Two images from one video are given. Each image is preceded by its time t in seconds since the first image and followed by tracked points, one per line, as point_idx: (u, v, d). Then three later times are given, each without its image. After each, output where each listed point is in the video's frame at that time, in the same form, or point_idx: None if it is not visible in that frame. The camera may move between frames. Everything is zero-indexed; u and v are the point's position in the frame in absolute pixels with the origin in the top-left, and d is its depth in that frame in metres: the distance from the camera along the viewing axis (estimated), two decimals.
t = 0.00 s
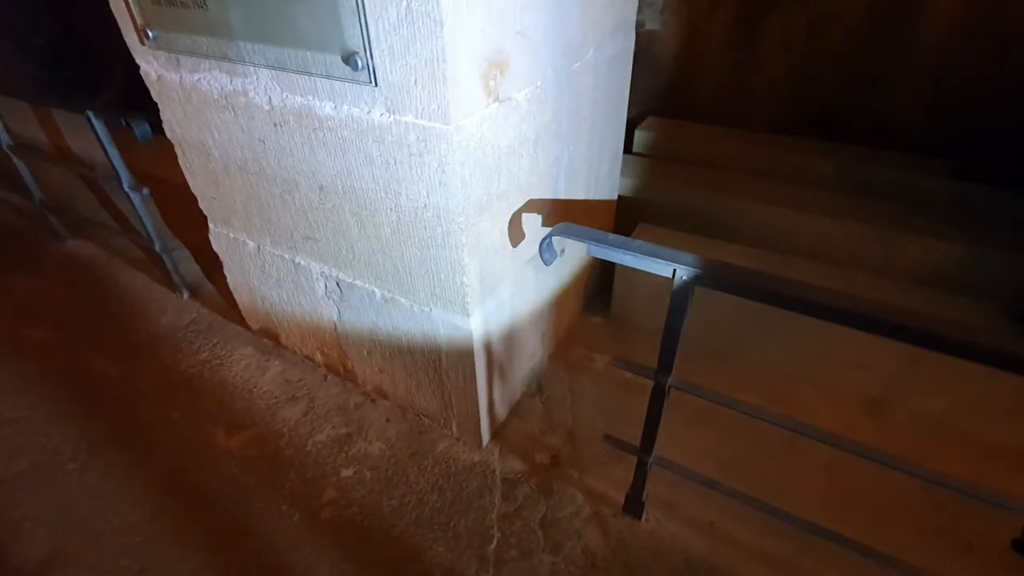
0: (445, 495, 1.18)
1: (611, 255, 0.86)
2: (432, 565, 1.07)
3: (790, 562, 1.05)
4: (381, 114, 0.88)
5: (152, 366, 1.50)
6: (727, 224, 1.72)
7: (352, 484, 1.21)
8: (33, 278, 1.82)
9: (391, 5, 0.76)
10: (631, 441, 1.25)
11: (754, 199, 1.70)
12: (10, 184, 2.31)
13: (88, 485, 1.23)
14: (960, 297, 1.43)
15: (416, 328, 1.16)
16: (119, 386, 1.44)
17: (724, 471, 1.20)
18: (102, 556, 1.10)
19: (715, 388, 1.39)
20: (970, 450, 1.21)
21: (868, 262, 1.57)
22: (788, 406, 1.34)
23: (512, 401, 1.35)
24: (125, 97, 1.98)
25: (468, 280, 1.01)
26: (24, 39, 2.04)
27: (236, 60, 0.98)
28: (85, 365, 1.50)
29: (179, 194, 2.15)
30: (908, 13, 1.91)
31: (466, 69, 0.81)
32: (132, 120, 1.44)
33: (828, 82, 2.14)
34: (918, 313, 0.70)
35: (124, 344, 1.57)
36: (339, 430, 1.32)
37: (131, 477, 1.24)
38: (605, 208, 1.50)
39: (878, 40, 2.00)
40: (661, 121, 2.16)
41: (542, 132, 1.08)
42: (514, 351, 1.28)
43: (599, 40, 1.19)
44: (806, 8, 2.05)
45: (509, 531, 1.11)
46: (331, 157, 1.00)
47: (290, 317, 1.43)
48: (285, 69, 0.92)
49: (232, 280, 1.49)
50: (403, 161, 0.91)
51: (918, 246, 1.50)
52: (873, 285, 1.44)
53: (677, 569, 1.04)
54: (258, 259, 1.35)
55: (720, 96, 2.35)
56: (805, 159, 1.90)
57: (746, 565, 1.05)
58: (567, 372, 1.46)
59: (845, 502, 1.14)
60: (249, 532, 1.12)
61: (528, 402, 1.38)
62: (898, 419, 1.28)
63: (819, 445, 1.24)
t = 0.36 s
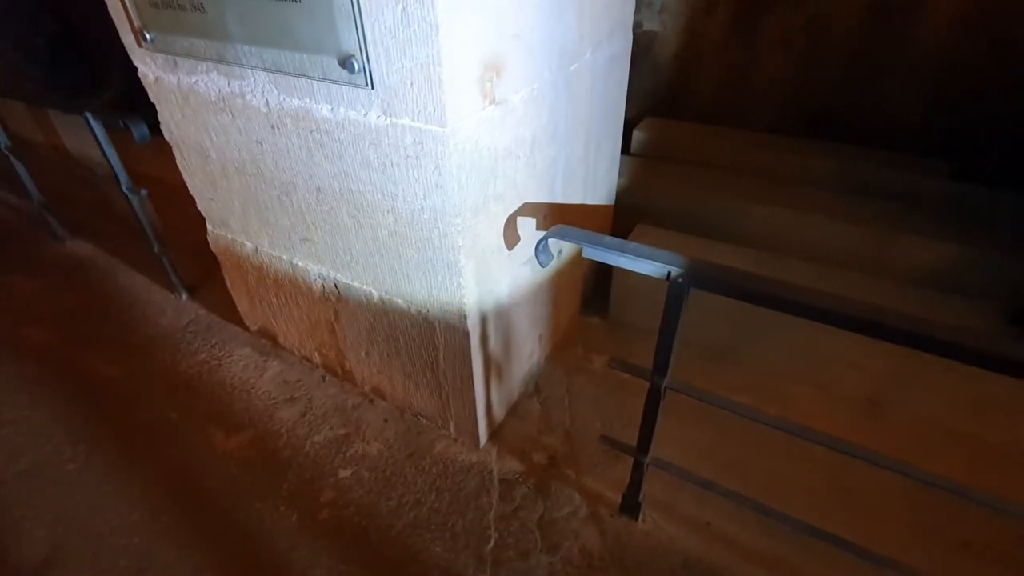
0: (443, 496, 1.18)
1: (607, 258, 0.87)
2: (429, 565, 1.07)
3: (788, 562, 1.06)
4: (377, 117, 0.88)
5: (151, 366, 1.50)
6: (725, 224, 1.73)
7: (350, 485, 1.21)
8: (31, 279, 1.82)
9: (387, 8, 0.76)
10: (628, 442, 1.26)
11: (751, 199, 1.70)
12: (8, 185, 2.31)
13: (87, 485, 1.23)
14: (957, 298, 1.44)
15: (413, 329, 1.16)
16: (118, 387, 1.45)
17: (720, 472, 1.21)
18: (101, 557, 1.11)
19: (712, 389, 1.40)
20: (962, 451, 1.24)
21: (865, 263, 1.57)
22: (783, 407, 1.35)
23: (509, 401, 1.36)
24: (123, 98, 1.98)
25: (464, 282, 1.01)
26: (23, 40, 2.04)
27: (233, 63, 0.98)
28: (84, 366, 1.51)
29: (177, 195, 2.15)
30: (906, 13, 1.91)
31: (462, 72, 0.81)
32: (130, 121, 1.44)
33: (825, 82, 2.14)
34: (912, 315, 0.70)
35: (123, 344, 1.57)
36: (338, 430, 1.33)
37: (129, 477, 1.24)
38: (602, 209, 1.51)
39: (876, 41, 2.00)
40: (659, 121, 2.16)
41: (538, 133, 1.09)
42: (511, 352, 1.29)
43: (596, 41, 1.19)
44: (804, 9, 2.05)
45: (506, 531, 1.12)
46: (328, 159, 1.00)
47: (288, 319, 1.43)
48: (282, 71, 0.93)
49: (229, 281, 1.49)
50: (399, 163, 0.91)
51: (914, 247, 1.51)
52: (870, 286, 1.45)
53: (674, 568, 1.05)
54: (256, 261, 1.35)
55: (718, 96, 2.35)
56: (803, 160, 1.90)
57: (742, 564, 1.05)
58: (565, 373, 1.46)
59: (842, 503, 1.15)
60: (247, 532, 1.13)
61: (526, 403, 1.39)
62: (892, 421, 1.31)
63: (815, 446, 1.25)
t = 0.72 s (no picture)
0: (442, 497, 1.19)
1: (603, 259, 0.87)
2: (428, 565, 1.07)
3: (785, 563, 1.06)
4: (376, 119, 0.88)
5: (150, 367, 1.50)
6: (723, 226, 1.73)
7: (349, 486, 1.21)
8: (31, 280, 1.82)
9: (384, 11, 0.77)
10: (626, 442, 1.26)
11: (749, 201, 1.70)
12: (8, 186, 2.32)
13: (86, 486, 1.23)
14: (954, 299, 1.44)
15: (412, 331, 1.16)
16: (117, 388, 1.45)
17: (718, 472, 1.21)
18: (101, 557, 1.11)
19: (709, 390, 1.41)
20: (959, 452, 1.24)
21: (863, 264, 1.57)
22: (780, 407, 1.36)
23: (508, 403, 1.36)
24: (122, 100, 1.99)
25: (463, 283, 1.01)
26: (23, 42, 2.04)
27: (232, 65, 0.98)
28: (83, 367, 1.51)
29: (176, 197, 2.15)
30: (904, 15, 1.92)
31: (459, 75, 0.81)
32: (130, 122, 1.45)
33: (824, 83, 2.15)
34: (908, 316, 0.70)
35: (122, 345, 1.57)
36: (337, 431, 1.33)
37: (129, 478, 1.24)
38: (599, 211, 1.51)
39: (874, 43, 2.00)
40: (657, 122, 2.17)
41: (536, 135, 1.09)
42: (510, 353, 1.29)
43: (594, 44, 1.19)
44: (802, 10, 2.06)
45: (504, 532, 1.12)
46: (326, 161, 1.00)
47: (287, 320, 1.44)
48: (281, 74, 0.93)
49: (229, 282, 1.49)
50: (397, 165, 0.92)
51: (912, 249, 1.51)
52: (868, 287, 1.45)
53: (671, 569, 1.05)
54: (255, 262, 1.36)
55: (717, 98, 2.35)
56: (801, 161, 1.91)
57: (739, 565, 1.05)
58: (563, 374, 1.46)
59: (840, 504, 1.15)
60: (247, 533, 1.13)
61: (524, 404, 1.39)
62: (890, 421, 1.31)
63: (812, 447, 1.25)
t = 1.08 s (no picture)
0: (442, 498, 1.19)
1: (604, 260, 0.88)
2: (429, 567, 1.07)
3: (786, 564, 1.06)
4: (377, 121, 0.89)
5: (150, 368, 1.50)
6: (722, 227, 1.73)
7: (350, 487, 1.21)
8: (31, 282, 1.82)
9: (386, 13, 0.77)
10: (627, 443, 1.26)
11: (750, 202, 1.70)
12: (8, 188, 2.32)
13: (87, 487, 1.23)
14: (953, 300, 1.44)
15: (413, 333, 1.16)
16: (117, 389, 1.45)
17: (718, 474, 1.21)
18: (101, 558, 1.11)
19: (708, 390, 1.41)
20: (958, 452, 1.25)
21: (861, 266, 1.58)
22: (780, 409, 1.36)
23: (508, 404, 1.36)
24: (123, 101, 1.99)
25: (464, 285, 1.01)
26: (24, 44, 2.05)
27: (233, 67, 0.99)
28: (83, 368, 1.51)
29: (176, 198, 2.15)
30: (903, 16, 1.92)
31: (461, 76, 0.81)
32: (131, 124, 1.45)
33: (823, 85, 2.16)
34: (908, 316, 0.71)
35: (122, 347, 1.57)
36: (337, 433, 1.33)
37: (129, 479, 1.24)
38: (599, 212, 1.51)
39: (873, 44, 2.01)
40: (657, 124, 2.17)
41: (537, 137, 1.09)
42: (510, 354, 1.29)
43: (594, 45, 1.20)
44: (802, 12, 2.06)
45: (504, 534, 1.12)
46: (328, 162, 1.00)
47: (288, 321, 1.44)
48: (282, 75, 0.93)
49: (230, 284, 1.50)
50: (399, 167, 0.92)
51: (912, 250, 1.51)
52: (867, 288, 1.45)
53: (672, 569, 1.05)
54: (256, 264, 1.36)
55: (716, 99, 2.36)
56: (801, 163, 1.91)
57: (740, 566, 1.05)
58: (564, 376, 1.46)
59: (841, 505, 1.15)
60: (247, 534, 1.13)
61: (525, 405, 1.39)
62: (888, 421, 1.31)
63: (812, 448, 1.25)
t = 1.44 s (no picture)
0: (442, 498, 1.19)
1: (604, 260, 0.88)
2: (428, 567, 1.07)
3: (785, 564, 1.06)
4: (377, 121, 0.89)
5: (149, 369, 1.50)
6: (722, 227, 1.73)
7: (350, 487, 1.21)
8: (32, 282, 1.82)
9: (386, 13, 0.77)
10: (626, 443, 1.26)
11: (749, 202, 1.70)
12: (9, 188, 2.32)
13: (87, 487, 1.23)
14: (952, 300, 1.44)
15: (412, 333, 1.16)
16: (117, 389, 1.45)
17: (718, 474, 1.21)
18: (101, 558, 1.11)
19: (708, 390, 1.41)
20: (959, 452, 1.25)
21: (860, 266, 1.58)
22: (780, 409, 1.36)
23: (508, 404, 1.36)
24: (123, 101, 1.99)
25: (464, 285, 1.02)
26: (25, 45, 2.05)
27: (234, 67, 0.99)
28: (83, 369, 1.51)
29: (177, 198, 2.15)
30: (903, 16, 1.93)
31: (461, 77, 0.81)
32: (131, 124, 1.45)
33: (823, 86, 2.16)
34: (907, 315, 0.71)
35: (122, 347, 1.57)
36: (337, 433, 1.33)
37: (129, 479, 1.24)
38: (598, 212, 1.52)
39: (873, 45, 2.01)
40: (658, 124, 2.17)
41: (537, 137, 1.09)
42: (510, 353, 1.29)
43: (594, 45, 1.20)
44: (801, 12, 2.07)
45: (504, 534, 1.12)
46: (328, 162, 1.01)
47: (288, 321, 1.44)
48: (283, 75, 0.93)
49: (230, 284, 1.50)
50: (399, 167, 0.92)
51: (911, 250, 1.51)
52: (867, 288, 1.45)
53: (671, 570, 1.05)
54: (256, 264, 1.36)
55: (716, 100, 2.36)
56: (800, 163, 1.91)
57: (740, 566, 1.05)
58: (564, 376, 1.46)
59: (841, 506, 1.15)
60: (247, 533, 1.13)
61: (525, 405, 1.39)
62: (888, 421, 1.31)
63: (812, 448, 1.25)
